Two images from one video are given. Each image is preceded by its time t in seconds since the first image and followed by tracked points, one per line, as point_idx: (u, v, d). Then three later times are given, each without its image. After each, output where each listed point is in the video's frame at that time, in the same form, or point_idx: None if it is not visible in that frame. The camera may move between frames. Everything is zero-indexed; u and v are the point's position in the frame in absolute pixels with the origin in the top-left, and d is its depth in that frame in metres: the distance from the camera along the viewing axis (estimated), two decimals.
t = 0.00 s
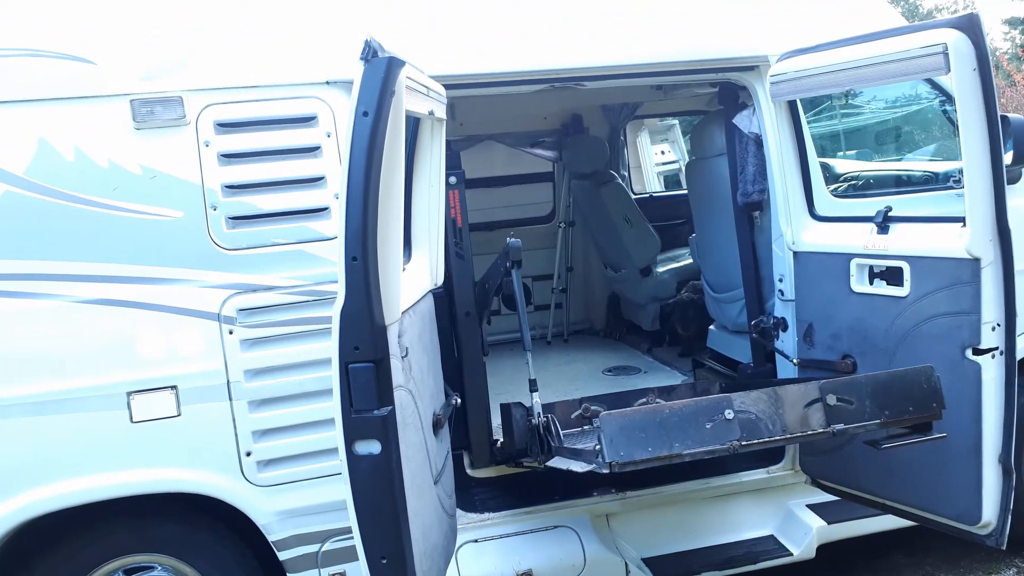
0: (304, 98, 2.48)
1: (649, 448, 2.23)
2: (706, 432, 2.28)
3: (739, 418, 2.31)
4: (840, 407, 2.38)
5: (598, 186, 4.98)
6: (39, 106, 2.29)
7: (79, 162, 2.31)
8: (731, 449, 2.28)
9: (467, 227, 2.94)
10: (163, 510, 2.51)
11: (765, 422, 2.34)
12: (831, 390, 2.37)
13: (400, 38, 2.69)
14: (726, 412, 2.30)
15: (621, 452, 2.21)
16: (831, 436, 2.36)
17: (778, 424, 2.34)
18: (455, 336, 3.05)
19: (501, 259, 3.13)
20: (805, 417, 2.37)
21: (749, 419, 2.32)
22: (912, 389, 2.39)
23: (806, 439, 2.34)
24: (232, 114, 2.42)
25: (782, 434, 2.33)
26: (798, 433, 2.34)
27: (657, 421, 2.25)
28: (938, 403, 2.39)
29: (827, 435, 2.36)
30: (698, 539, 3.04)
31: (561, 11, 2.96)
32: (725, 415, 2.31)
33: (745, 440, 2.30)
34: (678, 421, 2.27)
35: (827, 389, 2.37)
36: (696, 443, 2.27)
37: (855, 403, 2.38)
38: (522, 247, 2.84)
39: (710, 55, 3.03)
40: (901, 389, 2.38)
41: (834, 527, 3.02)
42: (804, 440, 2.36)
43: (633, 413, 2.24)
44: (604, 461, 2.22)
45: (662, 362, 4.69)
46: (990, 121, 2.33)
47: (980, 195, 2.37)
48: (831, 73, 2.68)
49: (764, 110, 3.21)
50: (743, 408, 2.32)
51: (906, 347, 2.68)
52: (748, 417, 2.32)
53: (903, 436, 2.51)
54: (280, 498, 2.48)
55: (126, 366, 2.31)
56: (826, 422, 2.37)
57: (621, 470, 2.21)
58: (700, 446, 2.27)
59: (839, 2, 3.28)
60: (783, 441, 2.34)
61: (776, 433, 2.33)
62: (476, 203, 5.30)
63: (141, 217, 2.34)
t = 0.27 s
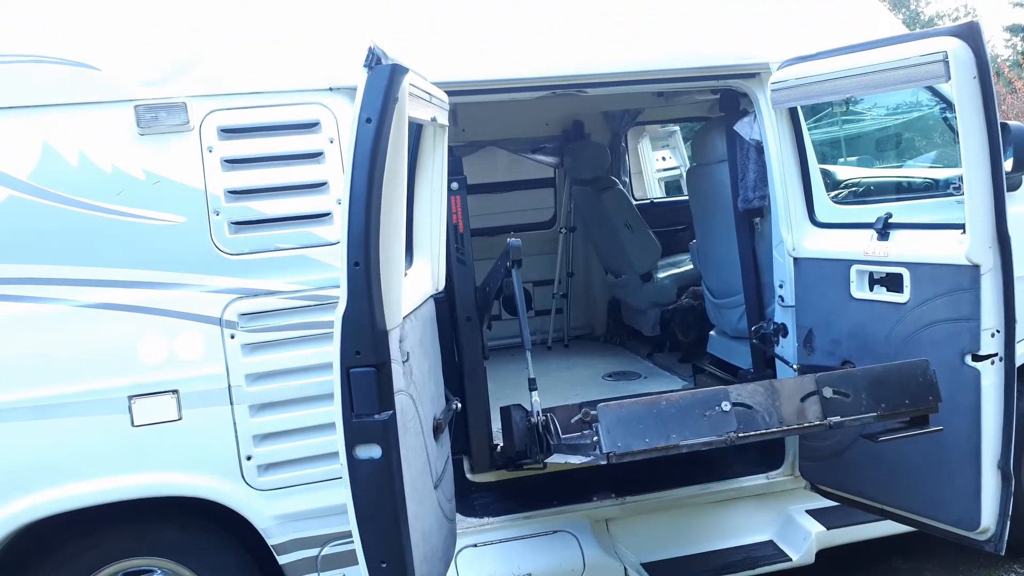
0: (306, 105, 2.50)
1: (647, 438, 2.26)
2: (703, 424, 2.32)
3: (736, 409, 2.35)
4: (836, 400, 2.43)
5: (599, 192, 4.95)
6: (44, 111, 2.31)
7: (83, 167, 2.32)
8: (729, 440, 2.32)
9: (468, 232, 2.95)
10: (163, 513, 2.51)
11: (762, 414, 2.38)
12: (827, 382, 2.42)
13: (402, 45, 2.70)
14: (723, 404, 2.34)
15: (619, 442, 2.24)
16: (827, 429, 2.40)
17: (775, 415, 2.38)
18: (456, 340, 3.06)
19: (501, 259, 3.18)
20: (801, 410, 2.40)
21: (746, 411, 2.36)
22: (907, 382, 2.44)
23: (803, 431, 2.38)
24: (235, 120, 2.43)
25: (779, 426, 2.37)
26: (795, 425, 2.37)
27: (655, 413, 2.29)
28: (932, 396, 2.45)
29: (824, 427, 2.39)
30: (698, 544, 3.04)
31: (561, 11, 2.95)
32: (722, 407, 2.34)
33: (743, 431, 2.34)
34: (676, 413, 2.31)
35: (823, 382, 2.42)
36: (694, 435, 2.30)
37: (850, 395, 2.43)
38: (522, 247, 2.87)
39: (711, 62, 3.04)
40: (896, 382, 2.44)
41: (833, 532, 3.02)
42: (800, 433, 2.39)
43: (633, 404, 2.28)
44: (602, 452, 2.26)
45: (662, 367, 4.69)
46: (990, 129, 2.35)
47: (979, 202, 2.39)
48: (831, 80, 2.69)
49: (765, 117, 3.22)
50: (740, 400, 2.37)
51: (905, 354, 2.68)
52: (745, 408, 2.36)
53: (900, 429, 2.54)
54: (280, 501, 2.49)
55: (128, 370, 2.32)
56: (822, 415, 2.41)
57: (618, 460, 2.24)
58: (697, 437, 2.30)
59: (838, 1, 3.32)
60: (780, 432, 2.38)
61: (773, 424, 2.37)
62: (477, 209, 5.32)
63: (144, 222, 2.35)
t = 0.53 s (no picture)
0: (307, 109, 2.51)
1: (644, 427, 2.35)
2: (700, 413, 2.40)
3: (732, 399, 2.42)
4: (830, 390, 2.49)
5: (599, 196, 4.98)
6: (47, 116, 2.32)
7: (85, 172, 2.33)
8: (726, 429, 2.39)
9: (469, 236, 2.96)
10: (164, 517, 2.52)
11: (758, 404, 2.44)
12: (822, 372, 2.49)
13: (402, 49, 2.71)
14: (720, 393, 2.41)
15: (615, 432, 2.34)
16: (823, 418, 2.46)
17: (771, 405, 2.44)
18: (456, 344, 3.06)
19: (501, 262, 3.21)
20: (797, 400, 2.47)
21: (743, 401, 2.43)
22: (902, 372, 2.48)
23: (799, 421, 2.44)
24: (236, 124, 2.44)
25: (775, 415, 2.44)
26: (791, 414, 2.44)
27: (653, 403, 2.38)
28: (928, 386, 2.47)
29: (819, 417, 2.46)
30: (699, 548, 3.04)
31: (561, 11, 2.96)
32: (719, 396, 2.41)
33: (739, 421, 2.41)
34: (673, 403, 2.39)
35: (817, 373, 2.49)
36: (690, 424, 2.38)
37: (846, 385, 2.50)
38: (520, 245, 2.91)
39: (710, 66, 3.05)
40: (891, 372, 2.48)
41: (834, 535, 3.00)
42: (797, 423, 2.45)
43: (631, 394, 2.36)
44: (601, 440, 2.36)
45: (662, 371, 4.68)
46: (989, 132, 2.34)
47: (978, 206, 2.39)
48: (830, 84, 2.70)
49: (764, 121, 3.23)
50: (736, 389, 2.43)
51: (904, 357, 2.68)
52: (741, 398, 2.42)
53: (897, 420, 2.54)
54: (281, 505, 2.49)
55: (129, 374, 2.33)
56: (818, 405, 2.48)
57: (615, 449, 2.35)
58: (694, 427, 2.38)
59: (838, 2, 3.34)
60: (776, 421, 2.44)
61: (770, 414, 2.43)
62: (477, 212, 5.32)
63: (146, 226, 2.36)
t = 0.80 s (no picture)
0: (309, 112, 2.52)
1: (640, 417, 2.29)
2: (697, 404, 2.34)
3: (728, 388, 2.38)
4: (827, 381, 2.44)
5: (600, 199, 5.03)
6: (49, 118, 2.33)
7: (87, 174, 2.34)
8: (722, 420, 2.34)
9: (469, 238, 2.97)
10: (165, 518, 2.52)
11: (754, 394, 2.40)
12: (818, 362, 2.44)
13: (404, 52, 2.72)
14: (716, 382, 2.36)
15: (612, 420, 2.27)
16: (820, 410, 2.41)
17: (767, 395, 2.40)
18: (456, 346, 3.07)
19: (501, 254, 3.30)
20: (793, 390, 2.42)
21: (738, 390, 2.39)
22: (899, 363, 2.44)
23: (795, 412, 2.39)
24: (238, 126, 2.45)
25: (771, 405, 2.39)
26: (787, 405, 2.39)
27: (648, 392, 2.32)
28: (925, 377, 2.42)
29: (816, 408, 2.40)
30: (699, 552, 3.04)
31: (563, 13, 2.97)
32: (716, 385, 2.37)
33: (735, 410, 2.36)
34: (669, 392, 2.34)
35: (814, 363, 2.45)
36: (688, 414, 2.32)
37: (842, 375, 2.44)
38: (520, 241, 3.03)
39: (711, 70, 3.05)
40: (888, 362, 2.44)
41: (834, 539, 3.00)
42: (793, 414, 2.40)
43: (628, 383, 2.31)
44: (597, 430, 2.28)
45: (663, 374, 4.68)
46: (989, 137, 2.35)
47: (978, 210, 2.39)
48: (831, 88, 2.71)
49: (765, 124, 3.24)
50: (732, 379, 2.39)
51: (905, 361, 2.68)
52: (737, 387, 2.38)
53: (894, 412, 2.52)
54: (281, 507, 2.49)
55: (130, 375, 2.33)
56: (815, 395, 2.43)
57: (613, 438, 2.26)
58: (691, 417, 2.32)
59: (838, 2, 3.35)
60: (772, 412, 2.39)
61: (765, 404, 2.39)
62: (478, 215, 5.33)
63: (147, 227, 2.37)
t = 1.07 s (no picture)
0: (311, 112, 2.53)
1: (637, 402, 2.22)
2: (694, 388, 2.27)
3: (726, 373, 2.30)
4: (825, 367, 2.35)
5: (603, 198, 5.00)
6: (52, 118, 2.33)
7: (89, 173, 2.34)
8: (717, 406, 2.27)
9: (472, 238, 2.97)
10: (167, 517, 2.53)
11: (751, 379, 2.33)
12: (816, 348, 2.35)
13: (406, 52, 2.72)
14: (712, 368, 2.28)
15: (611, 404, 2.20)
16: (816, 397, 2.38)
17: (763, 380, 2.33)
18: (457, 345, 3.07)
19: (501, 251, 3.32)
20: (791, 375, 2.35)
21: (735, 376, 2.31)
22: (897, 349, 2.37)
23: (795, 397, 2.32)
24: (239, 126, 2.46)
25: (768, 391, 2.32)
26: (784, 390, 2.32)
27: (644, 378, 2.25)
28: (922, 363, 2.36)
29: (813, 394, 2.33)
30: (702, 551, 3.03)
31: (564, 13, 2.97)
32: (713, 370, 2.29)
33: (731, 396, 2.29)
34: (666, 376, 2.26)
35: (811, 349, 2.36)
36: (684, 400, 2.25)
37: (840, 361, 2.35)
38: (519, 232, 3.08)
39: (712, 69, 3.05)
40: (885, 348, 2.36)
41: (836, 539, 2.99)
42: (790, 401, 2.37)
43: (624, 368, 2.25)
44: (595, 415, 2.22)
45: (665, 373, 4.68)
46: (991, 137, 2.34)
47: (980, 210, 2.38)
48: (832, 88, 2.70)
49: (766, 124, 3.24)
50: (729, 364, 2.31)
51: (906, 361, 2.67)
52: (734, 373, 2.31)
53: (893, 399, 2.50)
54: (283, 506, 2.50)
55: (132, 375, 2.34)
56: (813, 381, 2.34)
57: (612, 422, 2.19)
58: (687, 402, 2.25)
59: (840, 1, 3.35)
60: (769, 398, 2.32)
61: (761, 389, 2.32)
62: (479, 214, 5.33)
63: (149, 227, 2.37)
